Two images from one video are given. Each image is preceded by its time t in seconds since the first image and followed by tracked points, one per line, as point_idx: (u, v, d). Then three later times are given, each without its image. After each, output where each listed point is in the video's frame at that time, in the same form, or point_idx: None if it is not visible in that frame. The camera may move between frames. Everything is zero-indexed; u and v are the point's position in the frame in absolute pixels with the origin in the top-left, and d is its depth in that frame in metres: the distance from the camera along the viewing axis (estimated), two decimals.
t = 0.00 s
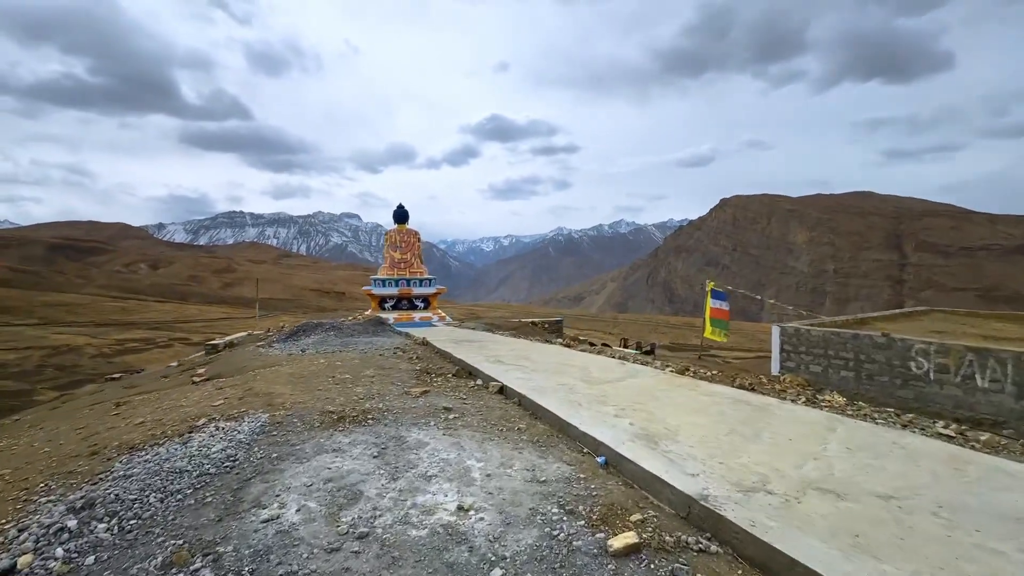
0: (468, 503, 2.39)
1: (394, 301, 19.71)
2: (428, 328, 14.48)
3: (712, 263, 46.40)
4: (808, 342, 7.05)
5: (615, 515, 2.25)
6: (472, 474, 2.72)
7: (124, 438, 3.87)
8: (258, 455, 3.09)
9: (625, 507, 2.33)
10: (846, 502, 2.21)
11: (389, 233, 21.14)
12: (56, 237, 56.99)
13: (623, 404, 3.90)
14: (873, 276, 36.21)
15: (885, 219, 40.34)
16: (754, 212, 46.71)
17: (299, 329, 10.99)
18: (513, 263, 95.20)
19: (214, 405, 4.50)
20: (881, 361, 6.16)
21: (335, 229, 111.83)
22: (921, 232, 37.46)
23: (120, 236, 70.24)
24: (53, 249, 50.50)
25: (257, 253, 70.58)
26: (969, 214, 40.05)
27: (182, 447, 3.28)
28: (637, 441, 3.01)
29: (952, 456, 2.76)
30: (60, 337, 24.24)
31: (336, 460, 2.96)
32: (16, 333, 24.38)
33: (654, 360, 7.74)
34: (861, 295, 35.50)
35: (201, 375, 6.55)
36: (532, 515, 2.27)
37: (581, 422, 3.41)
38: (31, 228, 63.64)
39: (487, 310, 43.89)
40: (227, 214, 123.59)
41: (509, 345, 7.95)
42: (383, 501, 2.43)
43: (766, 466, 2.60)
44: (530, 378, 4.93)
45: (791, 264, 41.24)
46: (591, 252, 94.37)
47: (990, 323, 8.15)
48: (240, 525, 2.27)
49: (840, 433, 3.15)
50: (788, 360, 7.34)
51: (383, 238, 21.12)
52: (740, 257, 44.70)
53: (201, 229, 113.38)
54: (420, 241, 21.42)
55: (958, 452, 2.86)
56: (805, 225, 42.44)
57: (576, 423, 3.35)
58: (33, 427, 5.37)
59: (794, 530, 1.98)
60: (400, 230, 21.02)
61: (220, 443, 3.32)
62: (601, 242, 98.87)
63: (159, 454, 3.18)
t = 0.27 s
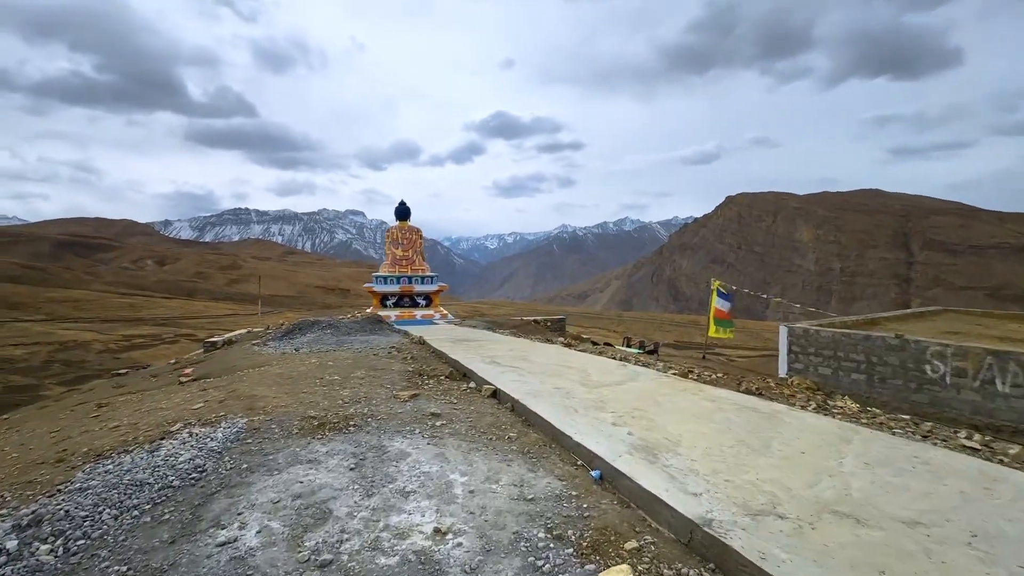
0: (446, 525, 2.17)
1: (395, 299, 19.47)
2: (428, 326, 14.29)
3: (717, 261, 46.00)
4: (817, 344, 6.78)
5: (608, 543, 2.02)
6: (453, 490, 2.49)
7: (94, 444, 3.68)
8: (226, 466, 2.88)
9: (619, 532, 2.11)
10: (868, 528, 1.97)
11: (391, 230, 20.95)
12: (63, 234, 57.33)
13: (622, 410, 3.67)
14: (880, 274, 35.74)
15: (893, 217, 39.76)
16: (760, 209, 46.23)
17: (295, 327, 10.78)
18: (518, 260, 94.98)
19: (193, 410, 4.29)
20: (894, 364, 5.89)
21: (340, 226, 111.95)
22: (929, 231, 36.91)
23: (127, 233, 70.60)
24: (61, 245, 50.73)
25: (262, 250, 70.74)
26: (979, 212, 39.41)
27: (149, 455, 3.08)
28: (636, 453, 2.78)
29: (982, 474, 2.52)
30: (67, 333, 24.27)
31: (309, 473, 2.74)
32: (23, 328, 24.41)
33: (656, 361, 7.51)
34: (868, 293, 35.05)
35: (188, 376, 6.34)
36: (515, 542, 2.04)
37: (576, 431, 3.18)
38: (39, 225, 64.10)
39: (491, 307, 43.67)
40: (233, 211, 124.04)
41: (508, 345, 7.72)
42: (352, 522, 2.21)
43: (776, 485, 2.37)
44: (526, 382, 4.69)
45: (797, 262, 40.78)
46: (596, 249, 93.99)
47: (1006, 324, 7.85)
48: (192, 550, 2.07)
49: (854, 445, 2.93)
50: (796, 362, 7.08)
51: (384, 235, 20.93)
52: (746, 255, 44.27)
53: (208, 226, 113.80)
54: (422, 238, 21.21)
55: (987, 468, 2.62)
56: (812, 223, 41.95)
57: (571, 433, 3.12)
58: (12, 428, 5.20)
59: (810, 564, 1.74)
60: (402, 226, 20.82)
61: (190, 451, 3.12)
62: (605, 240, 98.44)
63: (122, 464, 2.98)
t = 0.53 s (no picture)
0: (426, 558, 1.92)
1: (398, 297, 19.24)
2: (429, 326, 14.06)
3: (724, 261, 45.54)
4: (832, 348, 6.48)
5: None
6: (438, 514, 2.24)
7: (64, 452, 3.46)
8: (193, 482, 2.64)
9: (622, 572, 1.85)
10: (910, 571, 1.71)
11: (394, 228, 20.74)
12: (71, 231, 57.74)
13: (626, 421, 3.41)
14: (889, 274, 35.20)
15: (902, 217, 39.15)
16: (767, 209, 45.70)
17: (294, 327, 10.58)
18: (523, 259, 94.73)
19: (173, 415, 4.07)
20: (915, 371, 5.58)
21: (345, 224, 112.16)
22: (940, 231, 36.29)
23: (134, 231, 71.01)
24: (71, 243, 51.06)
25: (268, 248, 70.94)
26: (991, 212, 38.72)
27: (113, 468, 2.85)
28: (642, 472, 2.52)
29: None
30: (76, 330, 24.32)
31: (282, 491, 2.50)
32: (31, 325, 24.50)
33: (663, 364, 7.24)
34: (877, 294, 34.53)
35: (176, 377, 6.12)
36: None
37: (576, 445, 2.92)
38: (49, 223, 64.62)
39: (496, 306, 43.48)
40: (240, 209, 124.59)
41: (509, 347, 7.46)
42: (321, 554, 1.97)
43: (801, 513, 2.11)
44: (525, 388, 4.43)
45: (805, 262, 40.27)
46: (601, 248, 93.57)
47: None
48: None
49: (883, 465, 2.65)
50: (809, 366, 6.78)
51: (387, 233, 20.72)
52: (753, 255, 43.78)
53: (215, 224, 114.32)
54: (425, 236, 20.99)
55: None
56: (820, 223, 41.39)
57: (571, 446, 2.87)
58: None
59: None
60: (405, 225, 20.61)
61: (158, 464, 2.89)
62: (611, 239, 97.99)
63: (83, 478, 2.76)
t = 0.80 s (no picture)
0: None
1: (401, 299, 19.07)
2: (430, 328, 13.90)
3: (730, 261, 45.14)
4: (841, 353, 6.25)
5: None
6: (409, 542, 2.05)
7: (34, 464, 3.32)
8: (154, 502, 2.48)
9: None
10: None
11: (397, 229, 20.59)
12: (82, 233, 58.31)
13: (622, 434, 3.21)
14: (898, 275, 34.69)
15: (912, 217, 38.55)
16: (774, 209, 45.20)
17: (292, 329, 10.46)
18: (529, 260, 94.57)
19: (153, 425, 3.92)
20: (928, 377, 5.34)
21: (352, 225, 112.54)
22: (949, 231, 35.71)
23: (144, 232, 71.59)
24: (81, 243, 51.51)
25: (275, 249, 71.26)
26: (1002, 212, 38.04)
27: (75, 485, 2.69)
28: (636, 494, 2.32)
29: None
30: (85, 330, 24.45)
31: (248, 513, 2.33)
32: (41, 325, 24.65)
33: (666, 369, 7.04)
34: (885, 294, 34.03)
35: (166, 382, 5.98)
36: None
37: (568, 461, 2.73)
38: (60, 224, 65.30)
39: (502, 307, 43.34)
40: (247, 210, 125.34)
41: (508, 351, 7.28)
42: None
43: (809, 544, 1.91)
44: (519, 396, 4.24)
45: (812, 263, 39.81)
46: (607, 249, 93.25)
47: None
48: None
49: (900, 487, 2.45)
50: (818, 372, 6.54)
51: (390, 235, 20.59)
52: (760, 256, 43.34)
53: (223, 225, 115.09)
54: (428, 237, 20.83)
55: None
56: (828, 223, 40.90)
57: (562, 463, 2.68)
58: None
59: None
60: (408, 226, 20.47)
61: (123, 479, 2.73)
62: (617, 240, 97.64)
63: (43, 496, 2.60)
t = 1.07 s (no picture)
0: None
1: (404, 300, 18.96)
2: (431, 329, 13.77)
3: (738, 262, 44.70)
4: (847, 356, 6.00)
5: None
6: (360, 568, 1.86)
7: None
8: (99, 518, 2.31)
9: None
10: None
11: (400, 230, 20.50)
12: (94, 235, 58.98)
13: (609, 444, 3.01)
14: (909, 275, 34.11)
15: (923, 216, 37.92)
16: (782, 209, 44.68)
17: (287, 330, 10.34)
18: (535, 261, 94.41)
19: (122, 431, 3.76)
20: (940, 382, 5.09)
21: (359, 227, 112.96)
22: (962, 230, 35.06)
23: (154, 234, 72.28)
24: (94, 245, 52.08)
25: (283, 250, 71.62)
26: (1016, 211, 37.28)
27: (20, 498, 2.53)
28: (615, 513, 2.12)
29: None
30: (96, 330, 24.64)
31: (194, 532, 2.15)
32: (52, 326, 24.91)
33: (666, 372, 6.81)
34: (896, 295, 33.48)
35: (150, 385, 5.83)
36: None
37: (546, 475, 2.53)
38: (72, 227, 66.14)
39: (508, 308, 43.20)
40: (256, 212, 126.25)
41: (502, 354, 7.10)
42: None
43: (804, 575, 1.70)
44: (505, 402, 4.05)
45: (821, 263, 39.30)
46: (614, 250, 92.87)
47: None
48: None
49: (907, 506, 2.23)
50: (823, 376, 6.29)
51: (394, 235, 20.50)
52: (767, 256, 42.87)
53: (232, 227, 115.99)
54: (432, 238, 20.68)
55: None
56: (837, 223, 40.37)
57: (539, 477, 2.49)
58: None
59: None
60: (411, 226, 20.37)
61: (72, 493, 2.57)
62: (624, 241, 97.22)
63: None
